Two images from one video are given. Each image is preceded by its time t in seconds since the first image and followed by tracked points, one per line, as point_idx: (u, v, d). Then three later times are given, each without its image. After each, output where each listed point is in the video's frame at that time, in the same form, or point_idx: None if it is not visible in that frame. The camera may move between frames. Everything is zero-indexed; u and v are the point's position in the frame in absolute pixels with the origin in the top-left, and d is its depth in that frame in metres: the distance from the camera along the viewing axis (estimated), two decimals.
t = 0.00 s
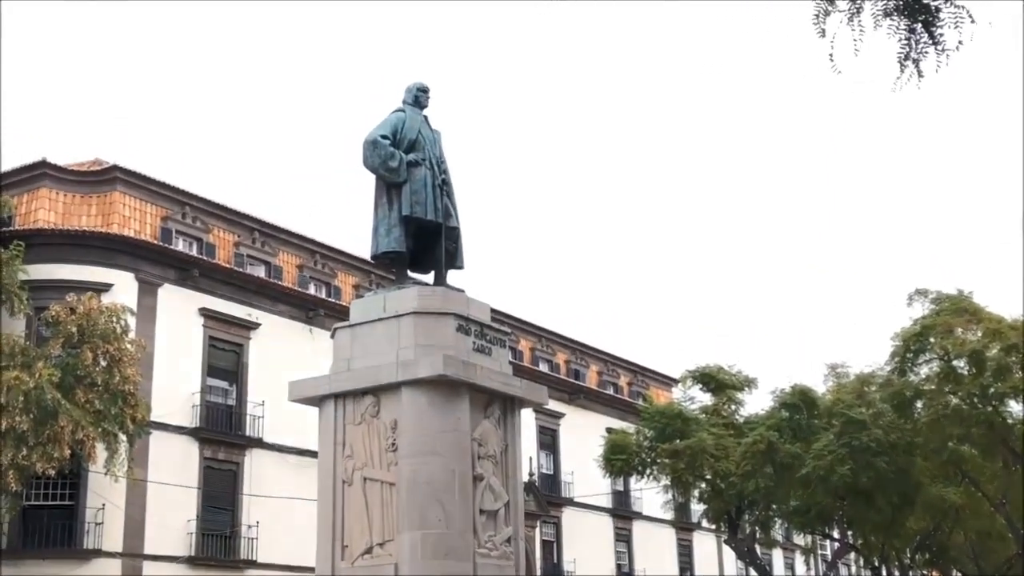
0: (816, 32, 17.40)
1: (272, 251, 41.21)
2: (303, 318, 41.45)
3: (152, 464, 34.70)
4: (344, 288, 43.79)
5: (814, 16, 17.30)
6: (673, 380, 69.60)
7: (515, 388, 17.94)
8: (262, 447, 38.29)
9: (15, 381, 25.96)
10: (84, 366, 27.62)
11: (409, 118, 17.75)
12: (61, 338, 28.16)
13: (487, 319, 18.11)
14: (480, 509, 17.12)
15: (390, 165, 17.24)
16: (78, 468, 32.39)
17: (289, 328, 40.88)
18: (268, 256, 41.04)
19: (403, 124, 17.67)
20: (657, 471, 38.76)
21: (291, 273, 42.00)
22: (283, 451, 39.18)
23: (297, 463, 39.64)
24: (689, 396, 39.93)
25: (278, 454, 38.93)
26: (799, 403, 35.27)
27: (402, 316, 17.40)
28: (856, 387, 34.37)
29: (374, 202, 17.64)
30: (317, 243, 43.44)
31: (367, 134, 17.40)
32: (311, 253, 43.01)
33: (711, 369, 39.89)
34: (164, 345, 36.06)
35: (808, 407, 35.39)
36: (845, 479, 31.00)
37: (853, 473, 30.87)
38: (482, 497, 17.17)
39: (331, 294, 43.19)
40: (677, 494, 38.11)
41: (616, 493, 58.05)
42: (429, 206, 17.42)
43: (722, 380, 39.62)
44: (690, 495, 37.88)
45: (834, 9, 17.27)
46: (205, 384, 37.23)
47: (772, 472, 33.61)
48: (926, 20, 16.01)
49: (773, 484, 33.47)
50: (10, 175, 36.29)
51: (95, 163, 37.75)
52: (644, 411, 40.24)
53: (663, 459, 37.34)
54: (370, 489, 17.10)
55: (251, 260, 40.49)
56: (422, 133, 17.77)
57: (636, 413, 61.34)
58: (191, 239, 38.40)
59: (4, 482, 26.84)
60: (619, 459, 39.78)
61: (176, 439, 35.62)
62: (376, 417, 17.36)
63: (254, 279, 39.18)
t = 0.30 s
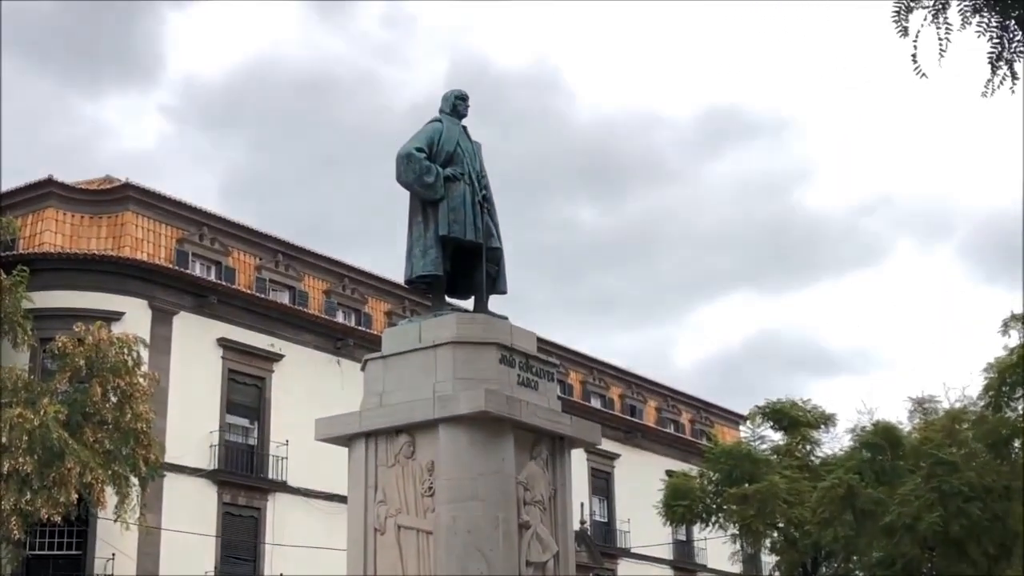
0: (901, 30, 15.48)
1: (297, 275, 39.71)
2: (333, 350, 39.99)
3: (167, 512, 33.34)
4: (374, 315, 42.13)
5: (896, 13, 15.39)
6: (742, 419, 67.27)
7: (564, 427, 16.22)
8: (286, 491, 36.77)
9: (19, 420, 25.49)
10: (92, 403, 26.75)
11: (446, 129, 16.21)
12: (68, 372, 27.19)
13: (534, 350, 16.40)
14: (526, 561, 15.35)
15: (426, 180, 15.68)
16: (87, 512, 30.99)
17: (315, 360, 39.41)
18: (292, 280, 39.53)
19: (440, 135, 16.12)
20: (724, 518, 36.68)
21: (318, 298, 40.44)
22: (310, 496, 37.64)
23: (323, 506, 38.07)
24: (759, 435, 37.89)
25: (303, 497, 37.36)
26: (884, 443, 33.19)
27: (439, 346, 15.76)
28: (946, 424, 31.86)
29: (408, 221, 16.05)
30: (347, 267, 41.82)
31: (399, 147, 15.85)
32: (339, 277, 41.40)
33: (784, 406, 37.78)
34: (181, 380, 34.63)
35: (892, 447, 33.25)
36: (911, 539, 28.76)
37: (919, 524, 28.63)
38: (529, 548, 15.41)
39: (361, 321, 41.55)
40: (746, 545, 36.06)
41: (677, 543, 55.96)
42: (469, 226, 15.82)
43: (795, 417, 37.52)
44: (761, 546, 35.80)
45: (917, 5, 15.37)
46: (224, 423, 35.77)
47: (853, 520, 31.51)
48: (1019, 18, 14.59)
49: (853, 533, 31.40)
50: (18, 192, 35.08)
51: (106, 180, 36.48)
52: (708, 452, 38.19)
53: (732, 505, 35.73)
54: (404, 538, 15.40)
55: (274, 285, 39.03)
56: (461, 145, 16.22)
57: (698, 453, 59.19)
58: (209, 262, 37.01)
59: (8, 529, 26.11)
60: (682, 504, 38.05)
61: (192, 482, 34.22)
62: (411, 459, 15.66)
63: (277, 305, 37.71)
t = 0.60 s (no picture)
0: (932, 51, 15.17)
1: (317, 301, 39.48)
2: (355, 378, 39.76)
3: (183, 542, 33.06)
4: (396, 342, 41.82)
5: (927, 35, 15.08)
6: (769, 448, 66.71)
7: (590, 456, 15.88)
8: (304, 521, 36.47)
9: (35, 446, 25.25)
10: (109, 431, 26.51)
11: (469, 153, 15.95)
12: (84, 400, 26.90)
13: (558, 377, 16.07)
14: None
15: (448, 205, 15.43)
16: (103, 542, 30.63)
17: (336, 387, 39.13)
18: (312, 306, 39.29)
19: (462, 159, 15.86)
20: (751, 549, 36.13)
21: (338, 325, 40.18)
22: (329, 527, 37.33)
23: (342, 536, 37.76)
24: (789, 465, 37.30)
25: (322, 528, 37.07)
26: (916, 474, 32.59)
27: (462, 374, 15.47)
28: (979, 453, 30.98)
29: (430, 246, 15.80)
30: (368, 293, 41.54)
31: (422, 171, 15.60)
32: (360, 303, 41.13)
33: (813, 436, 37.54)
34: (199, 408, 34.41)
35: (925, 479, 32.62)
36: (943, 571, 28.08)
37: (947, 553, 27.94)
38: None
39: (382, 348, 41.26)
40: None
41: None
42: (492, 251, 15.55)
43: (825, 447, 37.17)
44: None
45: (950, 26, 15.04)
46: (242, 451, 35.51)
47: (886, 552, 31.00)
48: None
49: (887, 564, 30.73)
50: (37, 215, 34.99)
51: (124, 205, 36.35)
52: (736, 483, 37.66)
53: (760, 537, 35.22)
54: (426, 570, 15.06)
55: (293, 310, 38.81)
56: (483, 169, 15.96)
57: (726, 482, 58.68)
58: (228, 288, 36.83)
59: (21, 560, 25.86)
60: (709, 536, 37.57)
61: (210, 511, 33.95)
62: (433, 489, 15.33)
63: (297, 331, 37.46)
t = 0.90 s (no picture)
0: (935, 72, 15.21)
1: (318, 319, 39.48)
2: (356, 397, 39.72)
3: (182, 559, 32.98)
4: (397, 360, 41.78)
5: (930, 56, 15.11)
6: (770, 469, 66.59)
7: (591, 475, 15.85)
8: (305, 539, 36.40)
9: (35, 463, 25.24)
10: (110, 448, 26.48)
11: (471, 171, 15.98)
12: (86, 417, 26.88)
13: (560, 397, 16.06)
14: None
15: (450, 223, 15.46)
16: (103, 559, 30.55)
17: (336, 405, 39.08)
18: (314, 324, 39.28)
19: (464, 178, 15.89)
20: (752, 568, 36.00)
21: (339, 343, 40.16)
22: (330, 545, 37.25)
23: (343, 555, 37.69)
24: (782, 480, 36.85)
25: (321, 546, 36.98)
26: (917, 494, 32.55)
27: (464, 392, 15.46)
28: (982, 474, 30.96)
29: (432, 263, 15.81)
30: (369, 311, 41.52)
31: (425, 190, 15.61)
32: (361, 321, 41.12)
33: (814, 456, 37.72)
34: (200, 425, 34.39)
35: (927, 499, 32.61)
36: None
37: None
38: None
39: (383, 366, 41.23)
40: None
41: None
42: (494, 269, 15.56)
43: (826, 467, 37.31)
44: None
45: (952, 47, 15.06)
46: (243, 469, 35.46)
47: (888, 573, 30.88)
48: None
49: None
50: (40, 232, 35.02)
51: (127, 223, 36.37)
52: (737, 502, 37.58)
53: (761, 556, 35.14)
54: None
55: (295, 328, 38.82)
56: (486, 188, 15.98)
57: (727, 501, 58.58)
58: (230, 305, 36.85)
59: None
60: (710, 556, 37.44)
61: (210, 528, 33.88)
62: (434, 507, 15.31)
63: (298, 349, 37.45)
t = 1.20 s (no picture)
0: (929, 85, 15.30)
1: (313, 329, 39.43)
2: (350, 408, 39.66)
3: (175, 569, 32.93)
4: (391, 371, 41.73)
5: (924, 68, 15.21)
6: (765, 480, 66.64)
7: (585, 486, 15.85)
8: (298, 550, 36.34)
9: (28, 473, 25.19)
10: (104, 457, 26.45)
11: (467, 181, 15.99)
12: (80, 426, 26.80)
13: (555, 408, 16.06)
14: None
15: (445, 234, 15.50)
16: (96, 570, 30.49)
17: (330, 413, 39.07)
18: (309, 334, 39.26)
19: (460, 188, 15.90)
20: None
21: (334, 353, 40.13)
22: (324, 554, 37.19)
23: (336, 565, 37.63)
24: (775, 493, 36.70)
25: (317, 556, 36.95)
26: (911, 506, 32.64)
27: (458, 403, 15.46)
28: (975, 486, 31.02)
29: (428, 274, 15.84)
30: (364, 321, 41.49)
31: (420, 200, 15.64)
32: (356, 330, 41.09)
33: (807, 468, 37.85)
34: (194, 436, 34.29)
35: (919, 511, 32.75)
36: None
37: None
38: None
39: (377, 376, 41.18)
40: None
41: None
42: (490, 279, 15.58)
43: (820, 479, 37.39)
44: None
45: (947, 60, 15.14)
46: (236, 479, 35.38)
47: None
48: None
49: None
50: (34, 241, 34.97)
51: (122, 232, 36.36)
52: (732, 513, 37.57)
53: (755, 566, 35.18)
54: None
55: (290, 338, 38.75)
56: (482, 198, 15.99)
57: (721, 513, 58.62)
58: (225, 315, 36.79)
59: None
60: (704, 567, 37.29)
61: (203, 539, 33.83)
62: (428, 518, 15.30)
63: (292, 359, 37.42)
